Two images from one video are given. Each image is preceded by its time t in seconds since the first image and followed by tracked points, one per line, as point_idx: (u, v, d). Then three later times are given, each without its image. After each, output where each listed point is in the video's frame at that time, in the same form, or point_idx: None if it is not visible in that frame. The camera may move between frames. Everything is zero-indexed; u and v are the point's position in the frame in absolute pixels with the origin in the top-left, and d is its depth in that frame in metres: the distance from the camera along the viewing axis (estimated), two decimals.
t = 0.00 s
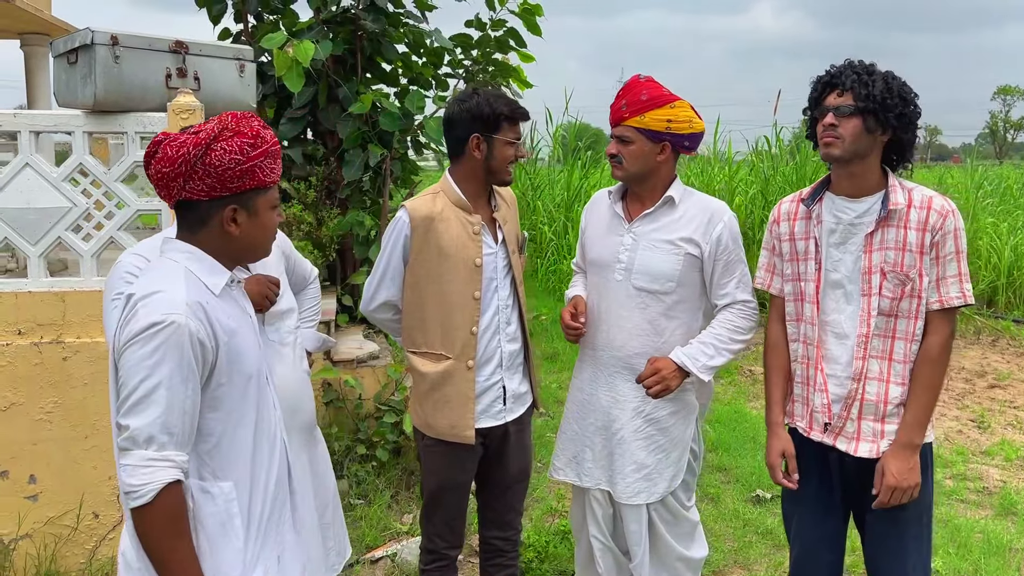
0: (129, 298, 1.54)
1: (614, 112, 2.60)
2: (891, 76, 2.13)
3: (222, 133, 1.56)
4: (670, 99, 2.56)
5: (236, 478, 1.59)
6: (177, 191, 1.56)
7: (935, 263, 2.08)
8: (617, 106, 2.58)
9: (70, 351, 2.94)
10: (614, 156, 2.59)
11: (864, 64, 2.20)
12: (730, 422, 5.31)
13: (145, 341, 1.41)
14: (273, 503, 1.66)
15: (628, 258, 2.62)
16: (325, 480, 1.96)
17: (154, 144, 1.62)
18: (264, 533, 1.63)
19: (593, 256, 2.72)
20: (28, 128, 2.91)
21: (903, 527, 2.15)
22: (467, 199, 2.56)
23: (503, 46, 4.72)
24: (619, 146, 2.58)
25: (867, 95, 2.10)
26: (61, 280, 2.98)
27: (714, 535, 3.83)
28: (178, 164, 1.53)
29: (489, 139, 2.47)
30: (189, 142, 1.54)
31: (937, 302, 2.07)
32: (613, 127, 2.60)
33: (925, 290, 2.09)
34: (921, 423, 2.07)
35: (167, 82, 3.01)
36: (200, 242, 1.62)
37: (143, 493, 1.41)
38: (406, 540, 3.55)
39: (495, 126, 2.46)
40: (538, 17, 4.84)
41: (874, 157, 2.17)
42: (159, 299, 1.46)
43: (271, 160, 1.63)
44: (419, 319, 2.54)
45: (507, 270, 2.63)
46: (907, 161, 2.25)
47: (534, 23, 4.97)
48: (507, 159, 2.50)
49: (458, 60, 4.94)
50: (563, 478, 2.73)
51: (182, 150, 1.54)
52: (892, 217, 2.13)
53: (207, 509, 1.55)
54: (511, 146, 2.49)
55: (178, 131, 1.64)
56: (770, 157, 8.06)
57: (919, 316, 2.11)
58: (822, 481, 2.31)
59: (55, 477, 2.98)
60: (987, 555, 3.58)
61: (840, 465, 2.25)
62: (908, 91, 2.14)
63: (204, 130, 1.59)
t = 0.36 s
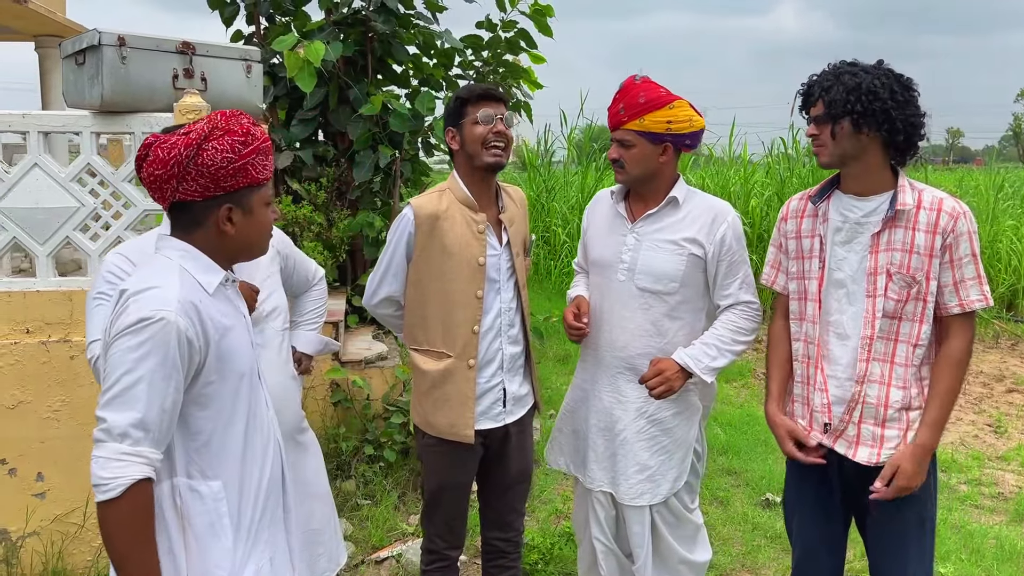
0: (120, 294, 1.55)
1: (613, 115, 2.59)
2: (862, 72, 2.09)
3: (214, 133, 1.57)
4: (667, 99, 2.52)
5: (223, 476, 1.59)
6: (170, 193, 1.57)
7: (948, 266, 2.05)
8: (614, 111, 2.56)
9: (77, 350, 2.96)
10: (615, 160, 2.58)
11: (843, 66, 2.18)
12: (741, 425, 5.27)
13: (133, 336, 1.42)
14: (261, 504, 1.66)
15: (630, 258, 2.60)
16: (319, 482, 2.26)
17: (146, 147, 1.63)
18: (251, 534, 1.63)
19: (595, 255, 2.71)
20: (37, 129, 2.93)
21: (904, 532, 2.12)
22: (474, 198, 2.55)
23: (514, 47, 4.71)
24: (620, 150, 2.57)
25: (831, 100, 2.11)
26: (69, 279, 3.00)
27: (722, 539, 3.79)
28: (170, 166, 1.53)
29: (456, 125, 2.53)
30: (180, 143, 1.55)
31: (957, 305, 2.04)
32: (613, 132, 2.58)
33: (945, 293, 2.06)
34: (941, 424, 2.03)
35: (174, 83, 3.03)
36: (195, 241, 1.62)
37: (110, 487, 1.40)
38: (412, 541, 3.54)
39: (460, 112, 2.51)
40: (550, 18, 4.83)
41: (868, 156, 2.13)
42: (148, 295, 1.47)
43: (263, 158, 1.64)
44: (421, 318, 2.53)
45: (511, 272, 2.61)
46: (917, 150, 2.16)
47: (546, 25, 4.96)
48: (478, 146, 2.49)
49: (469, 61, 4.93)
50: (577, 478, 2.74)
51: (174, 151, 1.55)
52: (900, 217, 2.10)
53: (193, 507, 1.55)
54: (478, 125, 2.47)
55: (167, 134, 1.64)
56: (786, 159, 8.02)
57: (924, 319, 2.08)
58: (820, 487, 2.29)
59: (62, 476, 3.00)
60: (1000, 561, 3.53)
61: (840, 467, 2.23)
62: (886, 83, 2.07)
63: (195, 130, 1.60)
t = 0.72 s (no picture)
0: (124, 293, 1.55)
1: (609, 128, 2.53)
2: (871, 71, 2.06)
3: (218, 132, 1.57)
4: (664, 103, 2.47)
5: (226, 476, 1.59)
6: (174, 192, 1.57)
7: (956, 268, 2.01)
8: (611, 123, 2.50)
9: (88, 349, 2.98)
10: (621, 172, 2.54)
11: (855, 63, 2.15)
12: (755, 427, 5.22)
13: (138, 335, 1.42)
14: (264, 504, 1.66)
15: (634, 259, 2.58)
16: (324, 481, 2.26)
17: (150, 145, 1.63)
18: (254, 534, 1.63)
19: (600, 256, 2.70)
20: (50, 129, 2.95)
21: (910, 537, 2.11)
22: (475, 196, 2.54)
23: (527, 47, 4.69)
24: (624, 162, 2.52)
25: (840, 101, 2.08)
26: (81, 278, 3.02)
27: (733, 541, 3.76)
28: (175, 165, 1.53)
29: (501, 137, 2.45)
30: (185, 142, 1.55)
31: (963, 309, 2.00)
32: (613, 144, 2.52)
33: (951, 297, 2.02)
34: (920, 415, 1.99)
35: (185, 83, 3.04)
36: (199, 241, 1.62)
37: (117, 488, 1.40)
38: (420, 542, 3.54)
39: (507, 125, 2.44)
40: (563, 18, 4.81)
41: (879, 156, 2.10)
42: (153, 295, 1.47)
43: (268, 157, 1.64)
44: (425, 318, 2.53)
45: (516, 270, 2.60)
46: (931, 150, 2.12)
47: (559, 25, 4.94)
48: (519, 158, 2.48)
49: (482, 61, 4.92)
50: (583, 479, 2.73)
51: (179, 150, 1.55)
52: (909, 217, 2.07)
53: (197, 507, 1.55)
54: (523, 145, 2.47)
55: (173, 132, 1.64)
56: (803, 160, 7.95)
57: (932, 322, 2.05)
58: (826, 493, 2.28)
59: (73, 473, 3.02)
60: (1017, 567, 3.47)
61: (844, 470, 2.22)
62: (895, 83, 2.04)
63: (200, 129, 1.60)
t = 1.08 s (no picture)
0: (130, 292, 1.55)
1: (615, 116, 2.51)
2: (910, 68, 2.04)
3: (225, 129, 1.58)
4: (676, 96, 2.47)
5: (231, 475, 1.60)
6: (179, 188, 1.58)
7: (965, 264, 1.99)
8: (622, 108, 2.47)
9: (100, 346, 3.00)
10: (622, 161, 2.51)
11: (880, 58, 2.11)
12: (767, 428, 5.18)
13: (145, 336, 1.42)
14: (268, 503, 1.67)
15: (637, 258, 2.58)
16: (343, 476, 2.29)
17: (158, 142, 1.64)
18: (256, 532, 1.64)
19: (604, 256, 2.69)
20: (62, 128, 2.99)
21: (921, 538, 2.08)
22: (479, 195, 2.55)
23: (539, 47, 4.69)
24: (628, 150, 2.49)
25: (885, 97, 2.03)
26: (93, 276, 3.03)
27: (744, 542, 3.73)
28: (180, 161, 1.54)
29: (508, 143, 2.44)
30: (191, 138, 1.56)
31: (972, 306, 1.98)
32: (619, 129, 2.50)
33: (961, 293, 2.00)
34: (922, 415, 1.99)
35: (197, 82, 3.05)
36: (203, 238, 1.63)
37: (134, 487, 1.41)
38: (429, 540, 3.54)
39: (517, 133, 2.42)
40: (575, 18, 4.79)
41: (903, 155, 2.10)
42: (160, 296, 1.48)
43: (274, 156, 1.65)
44: (432, 316, 2.53)
45: (522, 268, 2.60)
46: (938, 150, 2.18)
47: (571, 24, 4.93)
48: (523, 167, 2.47)
49: (494, 61, 4.91)
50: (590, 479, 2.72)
51: (184, 146, 1.55)
52: (919, 214, 2.05)
53: (197, 506, 1.57)
54: (528, 156, 2.46)
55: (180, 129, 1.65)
56: (818, 160, 7.88)
57: (941, 320, 2.03)
58: (837, 493, 2.26)
59: (85, 470, 3.04)
60: None
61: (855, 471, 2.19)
62: (929, 82, 2.06)
63: (206, 126, 1.61)
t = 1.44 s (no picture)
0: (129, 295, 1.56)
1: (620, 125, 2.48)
2: (935, 68, 2.05)
3: (227, 128, 1.58)
4: (681, 101, 2.45)
5: (236, 474, 1.60)
6: (183, 187, 1.58)
7: (978, 263, 1.98)
8: (628, 115, 2.45)
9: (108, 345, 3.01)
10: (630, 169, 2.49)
11: (907, 56, 2.08)
12: (776, 429, 5.15)
13: (141, 338, 1.43)
14: (277, 500, 1.66)
15: (644, 258, 2.57)
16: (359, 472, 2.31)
17: (162, 142, 1.64)
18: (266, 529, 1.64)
19: (610, 256, 2.68)
20: (72, 128, 3.00)
21: (935, 540, 2.06)
22: (483, 195, 2.54)
23: (547, 47, 4.67)
24: (636, 159, 2.47)
25: (920, 96, 2.01)
26: (101, 276, 3.05)
27: (753, 544, 3.71)
28: (183, 160, 1.54)
29: (512, 140, 2.42)
30: (193, 137, 1.56)
31: (986, 304, 1.97)
32: (625, 138, 2.48)
33: (974, 292, 1.99)
34: (962, 418, 1.97)
35: (205, 82, 3.06)
36: (205, 238, 1.63)
37: (138, 490, 1.42)
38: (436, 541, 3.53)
39: (518, 129, 2.41)
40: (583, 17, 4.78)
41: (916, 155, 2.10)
42: (155, 296, 1.48)
43: (278, 155, 1.64)
44: (435, 317, 2.53)
45: (527, 269, 2.59)
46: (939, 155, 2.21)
47: (579, 24, 4.91)
48: (528, 162, 2.45)
49: (502, 61, 4.91)
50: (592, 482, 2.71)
51: (187, 145, 1.56)
52: (929, 214, 2.03)
53: (205, 504, 1.57)
54: (534, 150, 2.44)
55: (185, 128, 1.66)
56: (829, 161, 7.83)
57: (957, 318, 2.01)
58: (846, 495, 2.24)
59: (93, 469, 3.05)
60: None
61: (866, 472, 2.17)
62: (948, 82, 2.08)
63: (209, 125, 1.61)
